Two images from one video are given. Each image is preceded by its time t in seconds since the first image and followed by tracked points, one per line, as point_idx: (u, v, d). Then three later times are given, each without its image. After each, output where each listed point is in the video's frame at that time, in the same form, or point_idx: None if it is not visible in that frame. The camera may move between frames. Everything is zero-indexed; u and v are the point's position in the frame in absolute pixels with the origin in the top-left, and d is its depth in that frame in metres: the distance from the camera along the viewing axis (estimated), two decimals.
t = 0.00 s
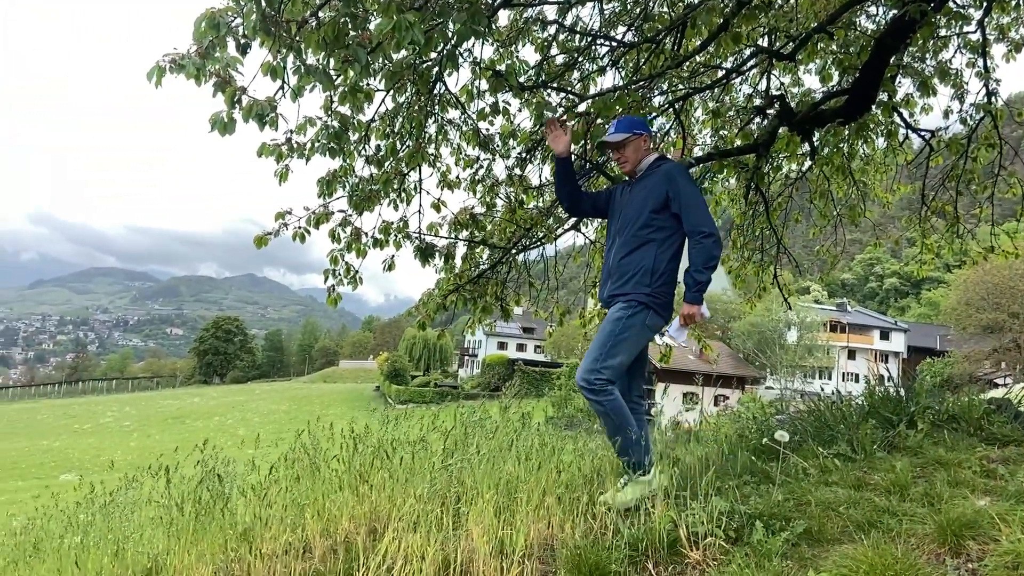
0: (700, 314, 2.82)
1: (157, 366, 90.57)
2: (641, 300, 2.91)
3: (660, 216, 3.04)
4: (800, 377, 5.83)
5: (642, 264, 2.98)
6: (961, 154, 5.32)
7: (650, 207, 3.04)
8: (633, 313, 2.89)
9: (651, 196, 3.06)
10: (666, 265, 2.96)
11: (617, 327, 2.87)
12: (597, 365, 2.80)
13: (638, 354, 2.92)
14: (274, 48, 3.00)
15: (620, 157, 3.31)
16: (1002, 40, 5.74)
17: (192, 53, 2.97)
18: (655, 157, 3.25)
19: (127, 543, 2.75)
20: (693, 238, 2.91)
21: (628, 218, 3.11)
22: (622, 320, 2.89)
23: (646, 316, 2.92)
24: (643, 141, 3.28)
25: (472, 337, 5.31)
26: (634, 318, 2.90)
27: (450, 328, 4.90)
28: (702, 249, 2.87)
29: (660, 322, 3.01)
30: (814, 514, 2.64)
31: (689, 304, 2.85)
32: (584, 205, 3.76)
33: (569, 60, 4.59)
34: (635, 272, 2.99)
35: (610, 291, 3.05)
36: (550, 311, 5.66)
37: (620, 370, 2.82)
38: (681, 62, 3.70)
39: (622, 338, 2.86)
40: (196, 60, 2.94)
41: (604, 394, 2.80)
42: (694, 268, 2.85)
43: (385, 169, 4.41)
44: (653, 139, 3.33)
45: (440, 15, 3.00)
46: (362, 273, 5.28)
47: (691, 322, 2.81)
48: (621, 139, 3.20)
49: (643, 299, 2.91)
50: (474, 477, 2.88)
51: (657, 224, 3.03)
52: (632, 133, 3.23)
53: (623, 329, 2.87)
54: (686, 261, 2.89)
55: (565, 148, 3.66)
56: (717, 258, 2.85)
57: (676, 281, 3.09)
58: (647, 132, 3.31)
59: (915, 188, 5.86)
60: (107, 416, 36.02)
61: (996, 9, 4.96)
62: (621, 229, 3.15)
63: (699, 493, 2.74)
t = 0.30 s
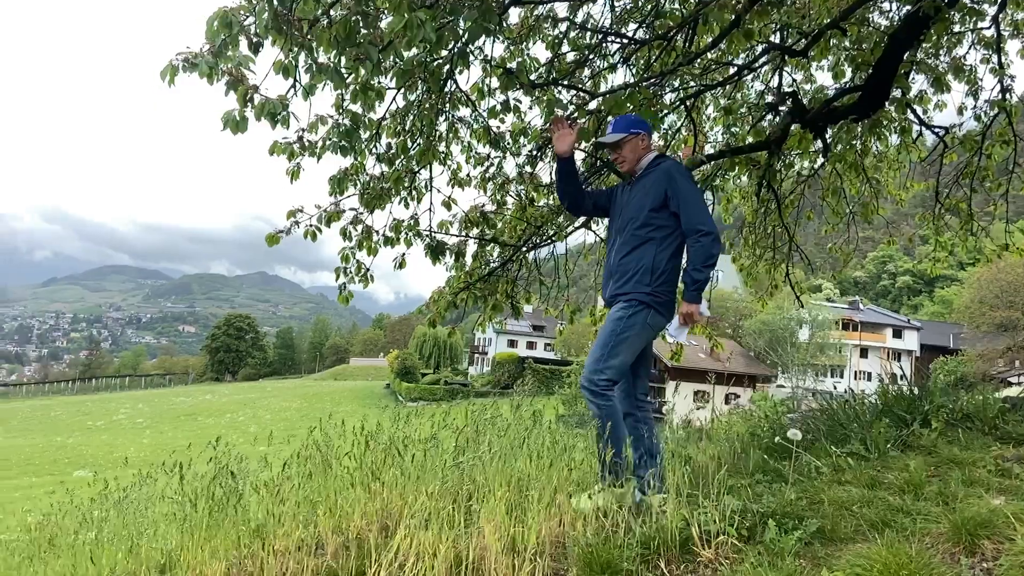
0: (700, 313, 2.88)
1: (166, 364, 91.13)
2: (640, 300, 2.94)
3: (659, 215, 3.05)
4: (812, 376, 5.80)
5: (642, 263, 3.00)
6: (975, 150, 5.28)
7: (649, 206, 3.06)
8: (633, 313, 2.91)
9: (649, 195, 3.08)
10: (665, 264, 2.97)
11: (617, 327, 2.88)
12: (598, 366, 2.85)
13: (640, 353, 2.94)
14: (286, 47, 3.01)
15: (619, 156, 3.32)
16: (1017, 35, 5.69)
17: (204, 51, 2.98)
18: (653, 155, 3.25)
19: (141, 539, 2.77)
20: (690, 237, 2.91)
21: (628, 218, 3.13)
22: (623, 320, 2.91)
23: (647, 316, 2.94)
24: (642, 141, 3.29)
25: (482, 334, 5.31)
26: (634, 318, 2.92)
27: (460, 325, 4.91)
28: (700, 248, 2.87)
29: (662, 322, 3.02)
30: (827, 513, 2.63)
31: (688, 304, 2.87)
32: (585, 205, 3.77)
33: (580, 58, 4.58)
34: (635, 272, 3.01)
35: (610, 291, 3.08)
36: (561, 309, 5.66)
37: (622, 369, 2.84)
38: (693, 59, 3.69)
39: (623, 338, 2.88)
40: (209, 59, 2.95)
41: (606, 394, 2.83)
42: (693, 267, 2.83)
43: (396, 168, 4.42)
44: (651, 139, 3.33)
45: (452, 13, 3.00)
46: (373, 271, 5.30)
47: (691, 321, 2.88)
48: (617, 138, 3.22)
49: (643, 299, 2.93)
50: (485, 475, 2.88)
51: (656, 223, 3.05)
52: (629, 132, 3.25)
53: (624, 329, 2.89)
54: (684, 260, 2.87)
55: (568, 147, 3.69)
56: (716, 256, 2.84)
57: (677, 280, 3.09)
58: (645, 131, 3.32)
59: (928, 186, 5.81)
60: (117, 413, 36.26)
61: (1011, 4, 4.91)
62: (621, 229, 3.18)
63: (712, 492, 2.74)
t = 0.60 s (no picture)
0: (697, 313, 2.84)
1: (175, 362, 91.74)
2: (640, 301, 2.97)
3: (657, 214, 3.07)
4: (824, 375, 5.77)
5: (641, 264, 3.04)
6: (989, 148, 5.23)
7: (646, 207, 3.08)
8: (634, 315, 2.96)
9: (647, 195, 3.10)
10: (663, 265, 3.00)
11: (620, 331, 2.94)
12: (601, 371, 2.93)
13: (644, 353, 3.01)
14: (297, 45, 3.02)
15: (616, 156, 3.30)
16: None
17: (217, 50, 2.99)
18: (652, 154, 3.20)
19: (155, 535, 2.78)
20: (687, 237, 2.91)
21: (627, 219, 3.16)
22: (624, 322, 2.97)
23: (647, 317, 2.98)
24: (640, 140, 3.26)
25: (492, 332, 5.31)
26: (635, 319, 2.96)
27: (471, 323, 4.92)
28: (697, 247, 2.87)
29: (662, 322, 3.05)
30: (840, 512, 2.62)
31: (684, 303, 2.85)
32: (585, 205, 3.70)
33: (591, 55, 4.57)
34: (634, 272, 3.05)
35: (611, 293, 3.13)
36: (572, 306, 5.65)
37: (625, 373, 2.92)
38: (704, 56, 3.68)
39: (626, 341, 2.94)
40: (221, 57, 2.96)
41: (611, 399, 2.93)
42: (689, 267, 2.84)
43: (406, 165, 4.44)
44: (651, 137, 3.27)
45: (463, 10, 3.00)
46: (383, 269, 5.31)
47: (688, 321, 2.84)
48: (615, 139, 3.21)
49: (642, 300, 2.96)
50: (497, 472, 2.88)
51: (654, 223, 3.07)
52: (626, 132, 3.23)
53: (626, 332, 2.95)
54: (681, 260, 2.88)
55: (576, 147, 3.70)
56: (713, 256, 2.83)
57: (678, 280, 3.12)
58: (644, 130, 3.28)
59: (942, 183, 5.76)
60: (126, 410, 36.53)
61: None
62: (620, 229, 3.21)
63: (724, 490, 2.73)
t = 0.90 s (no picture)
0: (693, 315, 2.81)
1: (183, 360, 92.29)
2: (638, 303, 2.97)
3: (654, 216, 3.06)
4: (835, 373, 5.74)
5: (638, 266, 3.03)
6: (1003, 145, 5.19)
7: (643, 208, 3.07)
8: (633, 317, 2.95)
9: (644, 197, 3.09)
10: (660, 266, 2.99)
11: (623, 336, 2.93)
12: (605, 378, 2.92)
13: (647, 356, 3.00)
14: (308, 44, 3.03)
15: (614, 158, 3.30)
16: None
17: (229, 48, 3.01)
18: (650, 155, 3.20)
19: (169, 531, 2.80)
20: (683, 239, 2.88)
21: (624, 220, 3.16)
22: (625, 326, 2.96)
23: (646, 319, 2.97)
24: (638, 141, 3.24)
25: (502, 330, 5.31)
26: (635, 322, 2.96)
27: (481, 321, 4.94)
28: (693, 249, 2.85)
29: (662, 324, 3.03)
30: (854, 511, 2.61)
31: (681, 305, 2.82)
32: (586, 205, 3.68)
33: (601, 52, 4.56)
34: (631, 274, 3.04)
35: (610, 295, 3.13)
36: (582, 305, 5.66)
37: (631, 377, 2.92)
38: (716, 53, 3.66)
39: (629, 345, 2.94)
40: (233, 56, 2.98)
41: (617, 404, 2.92)
42: (684, 269, 2.82)
43: (417, 164, 4.45)
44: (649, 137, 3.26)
45: (474, 8, 3.00)
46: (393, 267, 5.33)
47: (684, 323, 2.82)
48: (612, 141, 3.21)
49: (640, 302, 2.96)
50: (508, 470, 2.88)
51: (650, 225, 3.06)
52: (624, 133, 3.23)
53: (628, 337, 2.94)
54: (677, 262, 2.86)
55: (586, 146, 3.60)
56: (709, 258, 2.80)
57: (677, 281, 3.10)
58: (642, 130, 3.26)
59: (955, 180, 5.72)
60: (136, 408, 36.80)
61: None
62: (618, 231, 3.21)
63: (736, 489, 2.73)
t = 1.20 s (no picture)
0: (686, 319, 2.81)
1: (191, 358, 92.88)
2: (633, 307, 2.97)
3: (649, 219, 3.05)
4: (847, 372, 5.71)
5: (633, 269, 3.04)
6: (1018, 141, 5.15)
7: (638, 212, 3.07)
8: (628, 321, 2.94)
9: (639, 200, 3.08)
10: (655, 271, 2.99)
11: (620, 340, 2.91)
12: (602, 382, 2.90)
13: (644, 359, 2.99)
14: (319, 42, 3.03)
15: (613, 160, 3.31)
16: None
17: (241, 47, 3.02)
18: (648, 157, 3.21)
19: (182, 527, 2.82)
20: (677, 243, 2.87)
21: (621, 223, 3.17)
22: (621, 330, 2.95)
23: (642, 322, 2.96)
24: (637, 142, 3.25)
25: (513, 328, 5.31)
26: (631, 326, 2.95)
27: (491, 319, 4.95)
28: (687, 253, 2.83)
29: (657, 327, 3.02)
30: (867, 509, 2.60)
31: (674, 310, 2.83)
32: (588, 207, 3.78)
33: (612, 49, 4.55)
34: (626, 277, 3.05)
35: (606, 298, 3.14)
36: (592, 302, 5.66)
37: (629, 380, 2.89)
38: (728, 50, 3.64)
39: (627, 349, 2.92)
40: (245, 54, 2.99)
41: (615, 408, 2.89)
42: (677, 274, 2.81)
43: (428, 162, 4.46)
44: (648, 139, 3.26)
45: (485, 5, 3.00)
46: (404, 265, 5.34)
47: (678, 328, 2.82)
48: (610, 143, 3.21)
49: (635, 306, 2.96)
50: (519, 467, 2.88)
51: (646, 228, 3.06)
52: (622, 135, 3.23)
53: (625, 340, 2.92)
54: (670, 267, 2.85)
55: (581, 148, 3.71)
56: (702, 263, 2.79)
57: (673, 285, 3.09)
58: (641, 132, 3.27)
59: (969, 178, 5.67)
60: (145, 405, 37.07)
61: None
62: (616, 233, 3.21)
63: (749, 487, 2.72)
